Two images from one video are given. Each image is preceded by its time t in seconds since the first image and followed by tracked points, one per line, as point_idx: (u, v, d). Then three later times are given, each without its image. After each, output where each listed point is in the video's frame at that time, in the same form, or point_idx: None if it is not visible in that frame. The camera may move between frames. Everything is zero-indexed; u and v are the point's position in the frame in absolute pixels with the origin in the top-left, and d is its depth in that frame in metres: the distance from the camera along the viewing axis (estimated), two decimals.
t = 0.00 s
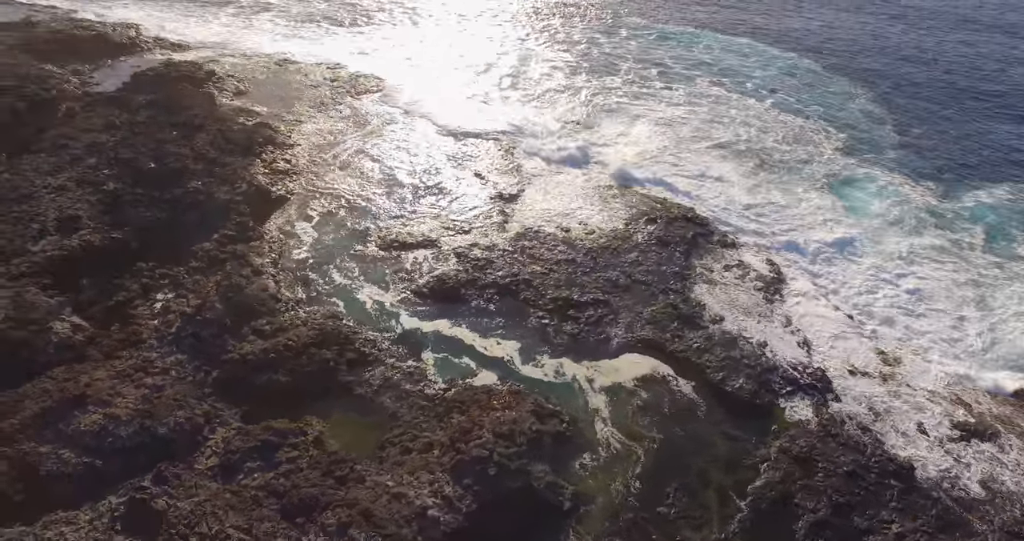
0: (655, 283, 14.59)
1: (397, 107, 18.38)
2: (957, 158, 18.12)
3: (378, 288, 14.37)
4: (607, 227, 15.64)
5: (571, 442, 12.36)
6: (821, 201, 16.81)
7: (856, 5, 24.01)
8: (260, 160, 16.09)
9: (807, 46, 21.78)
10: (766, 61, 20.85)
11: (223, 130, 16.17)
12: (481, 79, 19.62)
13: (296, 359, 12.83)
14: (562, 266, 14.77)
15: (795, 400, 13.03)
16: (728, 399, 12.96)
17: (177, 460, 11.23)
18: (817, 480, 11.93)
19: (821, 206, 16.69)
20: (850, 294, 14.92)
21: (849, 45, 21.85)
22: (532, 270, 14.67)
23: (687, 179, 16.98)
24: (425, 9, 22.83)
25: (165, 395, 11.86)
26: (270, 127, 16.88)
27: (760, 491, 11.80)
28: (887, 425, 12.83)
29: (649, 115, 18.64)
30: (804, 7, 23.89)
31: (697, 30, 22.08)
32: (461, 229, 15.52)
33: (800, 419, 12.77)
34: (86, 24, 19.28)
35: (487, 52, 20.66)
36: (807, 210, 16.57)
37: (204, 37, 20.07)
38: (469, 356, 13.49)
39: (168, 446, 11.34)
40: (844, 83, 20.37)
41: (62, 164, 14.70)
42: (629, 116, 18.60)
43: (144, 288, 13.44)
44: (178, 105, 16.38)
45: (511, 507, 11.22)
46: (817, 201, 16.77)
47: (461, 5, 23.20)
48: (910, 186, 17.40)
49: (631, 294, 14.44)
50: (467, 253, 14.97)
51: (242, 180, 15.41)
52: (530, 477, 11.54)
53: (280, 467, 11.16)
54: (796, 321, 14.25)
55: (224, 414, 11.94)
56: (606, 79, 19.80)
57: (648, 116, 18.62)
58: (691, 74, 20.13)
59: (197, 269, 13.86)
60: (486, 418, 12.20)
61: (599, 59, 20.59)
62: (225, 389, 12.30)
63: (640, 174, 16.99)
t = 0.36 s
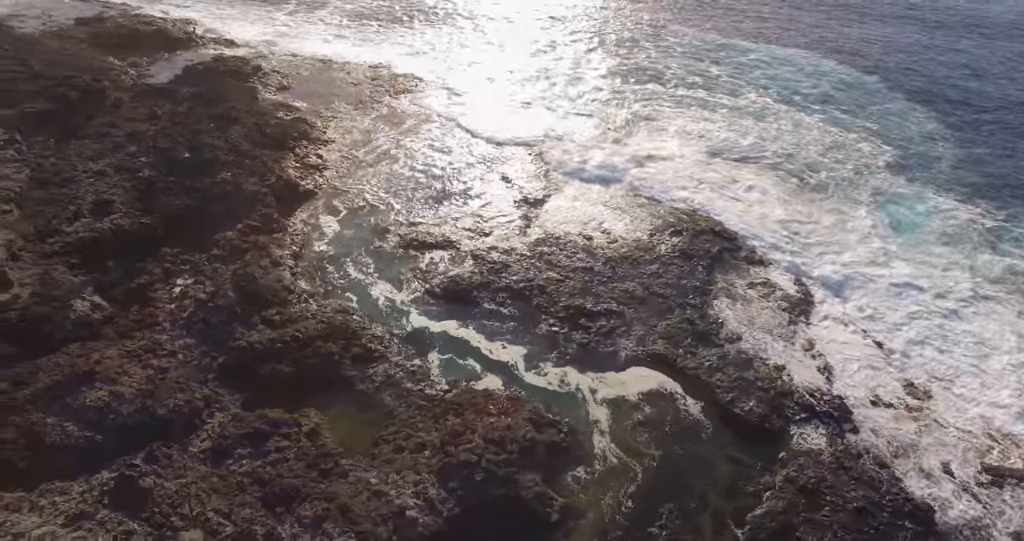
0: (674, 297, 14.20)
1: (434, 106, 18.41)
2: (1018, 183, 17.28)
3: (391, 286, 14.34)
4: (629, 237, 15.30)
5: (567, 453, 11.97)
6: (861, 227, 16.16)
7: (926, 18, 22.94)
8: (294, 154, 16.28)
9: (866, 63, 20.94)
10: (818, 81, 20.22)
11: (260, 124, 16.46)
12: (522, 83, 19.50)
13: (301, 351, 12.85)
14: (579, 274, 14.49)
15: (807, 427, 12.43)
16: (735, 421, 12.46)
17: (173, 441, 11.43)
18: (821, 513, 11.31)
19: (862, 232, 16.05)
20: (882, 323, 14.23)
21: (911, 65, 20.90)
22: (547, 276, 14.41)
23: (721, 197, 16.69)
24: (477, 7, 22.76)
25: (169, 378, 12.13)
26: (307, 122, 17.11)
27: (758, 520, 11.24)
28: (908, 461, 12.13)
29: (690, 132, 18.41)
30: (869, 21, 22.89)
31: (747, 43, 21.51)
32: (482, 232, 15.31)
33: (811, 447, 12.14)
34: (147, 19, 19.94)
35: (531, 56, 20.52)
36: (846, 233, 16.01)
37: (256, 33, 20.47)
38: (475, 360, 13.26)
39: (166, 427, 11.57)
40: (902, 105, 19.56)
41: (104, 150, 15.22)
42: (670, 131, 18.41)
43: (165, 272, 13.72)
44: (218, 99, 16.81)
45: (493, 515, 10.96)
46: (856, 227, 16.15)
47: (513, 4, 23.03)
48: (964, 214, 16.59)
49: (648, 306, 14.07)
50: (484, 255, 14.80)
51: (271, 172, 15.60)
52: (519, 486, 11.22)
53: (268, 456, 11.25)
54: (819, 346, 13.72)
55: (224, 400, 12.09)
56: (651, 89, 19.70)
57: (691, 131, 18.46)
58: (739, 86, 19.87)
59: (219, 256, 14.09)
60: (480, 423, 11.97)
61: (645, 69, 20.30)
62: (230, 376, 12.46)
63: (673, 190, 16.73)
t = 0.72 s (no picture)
0: (691, 313, 13.77)
1: (470, 108, 18.32)
2: None
3: (403, 283, 14.21)
4: (650, 249, 14.93)
5: (560, 464, 11.59)
6: (901, 253, 15.27)
7: (999, 35, 21.83)
8: (325, 151, 16.41)
9: (928, 80, 20.00)
10: (874, 97, 19.40)
11: (294, 120, 16.60)
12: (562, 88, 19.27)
13: (306, 343, 12.87)
14: (595, 282, 14.16)
15: (816, 456, 11.83)
16: (738, 444, 11.94)
17: (170, 422, 11.61)
18: None
19: (903, 258, 15.18)
20: (913, 353, 13.46)
21: (976, 85, 19.78)
22: (560, 283, 14.10)
23: (755, 212, 16.09)
24: (526, 10, 22.54)
25: (174, 360, 12.27)
26: (342, 120, 17.26)
27: None
28: (925, 500, 11.41)
29: (729, 144, 17.83)
30: (935, 37, 21.77)
31: (796, 57, 20.84)
32: (502, 235, 15.12)
33: (817, 479, 11.54)
34: (203, 14, 20.32)
35: (574, 62, 20.28)
36: (883, 258, 15.18)
37: (307, 29, 20.65)
38: (479, 363, 13.00)
39: (166, 408, 11.74)
40: (961, 126, 18.49)
41: (144, 140, 15.54)
42: (707, 142, 17.90)
43: (186, 258, 13.88)
44: (258, 93, 17.00)
45: (473, 521, 10.72)
46: (895, 252, 15.29)
47: (563, 8, 22.73)
48: (1017, 242, 15.69)
49: (662, 320, 13.66)
50: (501, 259, 14.56)
51: (299, 166, 15.72)
52: (505, 495, 10.88)
53: (258, 444, 11.32)
54: (840, 373, 13.07)
55: (226, 386, 12.17)
56: (697, 97, 19.33)
57: (731, 143, 17.90)
58: (786, 98, 19.30)
59: (239, 246, 14.20)
60: (472, 427, 11.67)
61: (689, 81, 19.84)
62: (236, 363, 12.54)
63: (703, 204, 16.24)
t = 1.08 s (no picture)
0: (707, 329, 13.33)
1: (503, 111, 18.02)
2: None
3: (416, 282, 13.67)
4: (671, 263, 14.52)
5: (551, 474, 11.19)
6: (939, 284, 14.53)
7: None
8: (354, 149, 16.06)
9: (991, 98, 18.96)
10: (931, 114, 18.47)
11: (326, 117, 16.32)
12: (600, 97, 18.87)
13: (310, 336, 12.33)
14: (609, 291, 13.74)
15: (823, 489, 11.24)
16: (739, 469, 11.43)
17: (171, 406, 11.17)
18: None
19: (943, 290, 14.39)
20: (942, 387, 12.81)
21: None
22: (573, 291, 13.65)
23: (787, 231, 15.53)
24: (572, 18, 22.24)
25: (180, 345, 11.84)
26: (374, 119, 17.02)
27: None
28: None
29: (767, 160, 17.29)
30: (1003, 56, 20.54)
31: (853, 73, 20.04)
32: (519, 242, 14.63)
33: (819, 511, 10.93)
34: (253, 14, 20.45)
35: (617, 70, 19.97)
36: (920, 286, 14.43)
37: (350, 27, 20.69)
38: (482, 366, 12.52)
39: (168, 391, 11.30)
40: None
41: (180, 131, 15.40)
42: (742, 158, 17.32)
43: (207, 247, 13.38)
44: (294, 90, 16.92)
45: (452, 524, 10.26)
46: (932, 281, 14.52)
47: (610, 18, 22.39)
48: None
49: (673, 335, 13.23)
50: (515, 263, 14.03)
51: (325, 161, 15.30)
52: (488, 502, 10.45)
53: (249, 433, 10.89)
54: (859, 403, 12.54)
55: (227, 373, 11.67)
56: (743, 110, 18.80)
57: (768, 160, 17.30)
58: (830, 115, 18.61)
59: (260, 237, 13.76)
60: (462, 431, 11.19)
61: (732, 95, 19.23)
62: (240, 351, 12.06)
63: (733, 220, 15.71)
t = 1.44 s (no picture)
0: (722, 348, 12.90)
1: (536, 116, 17.45)
2: None
3: (427, 282, 12.99)
4: (691, 276, 14.05)
5: (539, 484, 10.76)
6: (982, 316, 13.70)
7: None
8: (385, 147, 15.03)
9: None
10: (991, 135, 17.54)
11: (357, 115, 15.25)
12: (636, 108, 18.33)
13: (317, 330, 11.64)
14: (623, 303, 13.30)
15: (826, 524, 10.72)
16: (740, 495, 10.97)
17: (175, 387, 10.49)
18: None
19: (982, 323, 13.57)
20: (969, 422, 12.10)
21: None
22: (584, 299, 13.19)
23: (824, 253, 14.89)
24: (614, 26, 21.72)
25: (188, 331, 11.12)
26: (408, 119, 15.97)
27: None
28: None
29: (809, 175, 16.64)
30: None
31: (913, 87, 19.22)
32: (537, 248, 13.99)
33: None
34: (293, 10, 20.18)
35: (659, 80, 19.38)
36: (957, 320, 13.60)
37: (392, 27, 20.47)
38: (486, 369, 12.02)
39: (174, 374, 10.60)
40: None
41: (216, 122, 14.35)
42: (782, 174, 16.67)
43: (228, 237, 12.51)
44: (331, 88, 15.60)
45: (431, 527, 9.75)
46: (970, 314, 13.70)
47: (654, 27, 21.78)
48: None
49: (686, 351, 12.79)
50: (530, 269, 13.52)
51: (353, 158, 14.23)
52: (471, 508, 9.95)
53: (244, 422, 10.19)
54: (879, 436, 11.90)
55: (231, 360, 10.97)
56: (788, 123, 18.14)
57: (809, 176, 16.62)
58: (883, 130, 17.87)
59: (281, 231, 12.79)
60: (453, 434, 10.72)
61: (776, 111, 18.51)
62: (248, 339, 11.32)
63: (763, 240, 15.12)
